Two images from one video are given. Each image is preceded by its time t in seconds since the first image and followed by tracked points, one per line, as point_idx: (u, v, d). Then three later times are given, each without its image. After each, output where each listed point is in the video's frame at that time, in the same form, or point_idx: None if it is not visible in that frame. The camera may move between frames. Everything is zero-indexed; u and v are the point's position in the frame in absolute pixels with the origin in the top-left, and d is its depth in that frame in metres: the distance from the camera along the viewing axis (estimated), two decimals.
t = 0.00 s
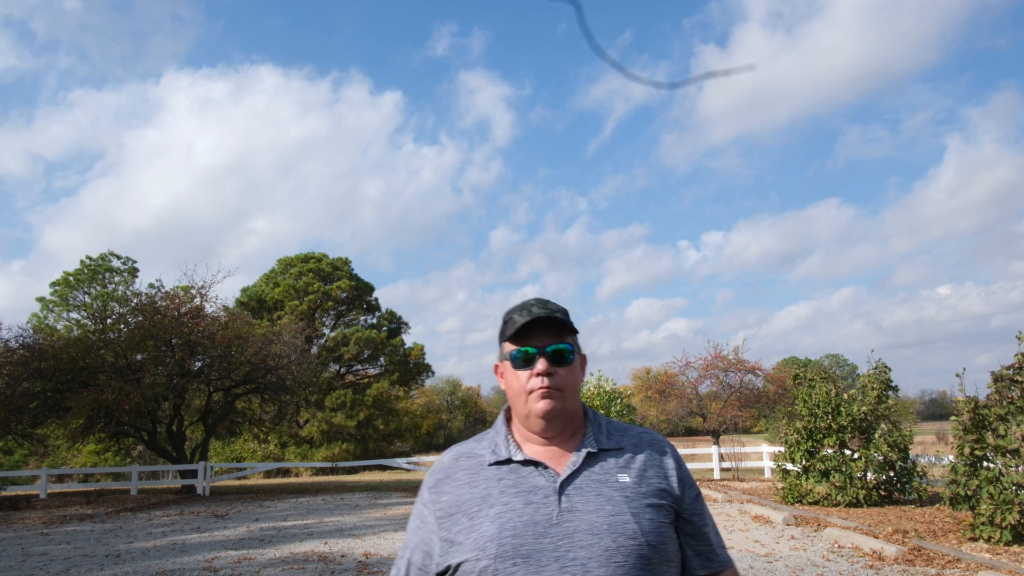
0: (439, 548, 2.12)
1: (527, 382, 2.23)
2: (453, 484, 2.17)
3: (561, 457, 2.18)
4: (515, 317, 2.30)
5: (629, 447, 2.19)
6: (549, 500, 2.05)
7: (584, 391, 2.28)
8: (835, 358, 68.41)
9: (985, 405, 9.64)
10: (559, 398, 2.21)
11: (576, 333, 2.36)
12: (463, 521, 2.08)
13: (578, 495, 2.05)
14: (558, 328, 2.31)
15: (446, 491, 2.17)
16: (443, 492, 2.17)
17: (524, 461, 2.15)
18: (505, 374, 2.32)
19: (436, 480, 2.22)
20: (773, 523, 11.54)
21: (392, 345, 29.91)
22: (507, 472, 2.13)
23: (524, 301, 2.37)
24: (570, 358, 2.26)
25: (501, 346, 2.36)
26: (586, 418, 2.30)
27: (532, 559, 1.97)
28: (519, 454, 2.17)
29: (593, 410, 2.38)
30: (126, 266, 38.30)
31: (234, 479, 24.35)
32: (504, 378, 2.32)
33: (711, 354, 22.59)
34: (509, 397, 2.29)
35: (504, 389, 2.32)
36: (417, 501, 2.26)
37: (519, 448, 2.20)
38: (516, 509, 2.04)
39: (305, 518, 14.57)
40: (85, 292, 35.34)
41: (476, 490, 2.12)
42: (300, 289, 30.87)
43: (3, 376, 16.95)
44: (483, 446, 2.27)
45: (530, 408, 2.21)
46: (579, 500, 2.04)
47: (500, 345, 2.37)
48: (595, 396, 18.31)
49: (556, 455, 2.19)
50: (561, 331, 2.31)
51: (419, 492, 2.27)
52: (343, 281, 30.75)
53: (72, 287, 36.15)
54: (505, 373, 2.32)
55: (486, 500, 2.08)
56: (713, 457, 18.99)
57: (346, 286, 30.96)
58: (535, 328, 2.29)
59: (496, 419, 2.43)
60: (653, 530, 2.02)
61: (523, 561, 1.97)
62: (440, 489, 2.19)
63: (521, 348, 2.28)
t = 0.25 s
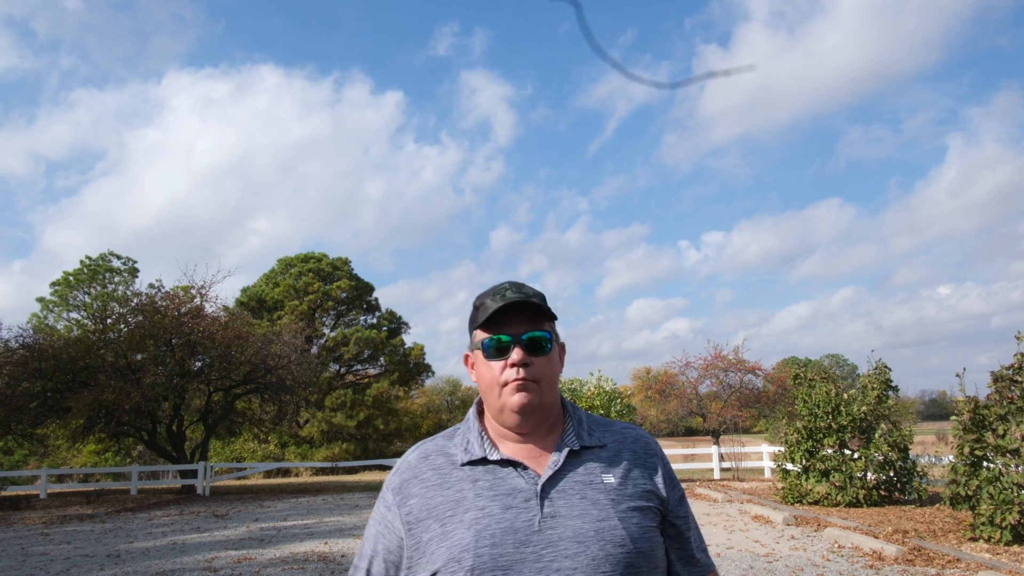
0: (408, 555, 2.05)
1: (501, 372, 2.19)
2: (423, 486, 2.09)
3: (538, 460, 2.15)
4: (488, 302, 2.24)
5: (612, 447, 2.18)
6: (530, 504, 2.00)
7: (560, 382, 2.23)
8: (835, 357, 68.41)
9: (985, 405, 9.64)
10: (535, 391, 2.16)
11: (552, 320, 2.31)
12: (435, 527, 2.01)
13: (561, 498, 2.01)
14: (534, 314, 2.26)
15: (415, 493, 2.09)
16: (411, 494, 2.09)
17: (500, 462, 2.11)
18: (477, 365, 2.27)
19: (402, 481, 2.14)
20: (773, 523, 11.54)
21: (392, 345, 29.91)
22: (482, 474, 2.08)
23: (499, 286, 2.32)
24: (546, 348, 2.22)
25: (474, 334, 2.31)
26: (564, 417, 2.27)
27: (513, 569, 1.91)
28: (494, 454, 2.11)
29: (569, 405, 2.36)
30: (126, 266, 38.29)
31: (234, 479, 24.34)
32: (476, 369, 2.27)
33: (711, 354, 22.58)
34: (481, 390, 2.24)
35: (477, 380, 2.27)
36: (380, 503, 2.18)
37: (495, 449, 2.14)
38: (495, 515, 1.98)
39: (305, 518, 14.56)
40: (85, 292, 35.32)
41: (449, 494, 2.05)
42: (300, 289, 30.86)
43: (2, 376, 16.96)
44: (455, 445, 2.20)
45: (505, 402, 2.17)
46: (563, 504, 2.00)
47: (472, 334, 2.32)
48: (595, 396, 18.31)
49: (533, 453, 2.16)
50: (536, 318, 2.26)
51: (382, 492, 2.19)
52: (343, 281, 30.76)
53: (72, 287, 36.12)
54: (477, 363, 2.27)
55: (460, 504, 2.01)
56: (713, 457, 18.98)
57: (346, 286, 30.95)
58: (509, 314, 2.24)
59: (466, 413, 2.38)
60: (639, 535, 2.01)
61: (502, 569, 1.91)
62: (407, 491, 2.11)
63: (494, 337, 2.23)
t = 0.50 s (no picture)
0: (403, 566, 1.97)
1: (501, 369, 2.12)
2: (418, 493, 2.01)
3: (543, 465, 2.05)
4: (488, 294, 2.19)
5: (623, 451, 2.07)
6: (534, 514, 1.90)
7: (566, 379, 2.16)
8: (835, 357, 68.42)
9: (985, 405, 9.63)
10: (538, 389, 2.09)
11: (555, 314, 2.26)
12: (431, 538, 1.92)
13: (569, 507, 1.91)
14: (536, 307, 2.21)
15: (409, 501, 2.01)
16: (406, 502, 2.01)
17: (502, 467, 2.01)
18: (476, 363, 2.20)
19: (397, 487, 2.07)
20: (773, 523, 11.53)
21: (392, 345, 29.91)
22: (482, 480, 1.98)
23: (497, 276, 2.26)
24: (549, 343, 2.15)
25: (472, 329, 2.25)
26: (570, 418, 2.19)
27: None
28: (495, 459, 2.02)
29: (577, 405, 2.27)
30: (126, 266, 38.32)
31: (234, 479, 24.35)
32: (475, 366, 2.21)
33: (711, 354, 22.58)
34: (481, 389, 2.17)
35: (476, 379, 2.20)
36: (375, 509, 2.11)
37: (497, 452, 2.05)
38: (496, 525, 1.88)
39: (305, 518, 14.57)
40: (86, 292, 35.35)
41: (447, 502, 1.96)
42: (300, 289, 30.87)
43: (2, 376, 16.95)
44: (453, 448, 2.11)
45: (506, 401, 2.09)
46: (569, 513, 1.90)
47: (471, 329, 2.26)
48: (595, 396, 18.32)
49: (536, 457, 2.07)
50: (538, 313, 2.20)
51: (377, 497, 2.12)
52: (343, 281, 30.75)
53: (73, 287, 36.15)
54: (476, 361, 2.20)
55: (459, 513, 1.93)
56: (713, 457, 18.97)
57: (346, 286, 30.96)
58: (509, 305, 2.19)
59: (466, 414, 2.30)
60: (654, 548, 1.90)
61: None
62: (401, 498, 2.03)
63: (494, 331, 2.17)
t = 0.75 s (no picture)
0: (423, 566, 1.96)
1: (534, 361, 2.04)
2: (442, 490, 1.99)
3: (578, 467, 1.99)
4: (520, 279, 2.11)
5: (668, 456, 1.98)
6: (563, 519, 1.85)
7: (603, 372, 2.07)
8: (835, 358, 68.44)
9: (985, 405, 9.64)
10: (574, 383, 2.01)
11: (592, 303, 2.17)
12: (452, 538, 1.90)
13: (602, 515, 1.85)
14: (572, 296, 2.12)
15: (432, 499, 2.00)
16: (428, 500, 2.00)
17: (531, 466, 1.96)
18: (507, 355, 2.13)
19: (421, 483, 2.05)
20: (773, 523, 11.54)
21: (392, 345, 29.90)
22: (509, 479, 1.95)
23: (530, 261, 2.17)
24: (585, 333, 2.07)
25: (504, 318, 2.17)
26: (608, 418, 2.11)
27: None
28: (525, 458, 1.97)
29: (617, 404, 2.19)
30: (125, 266, 38.32)
31: (234, 479, 24.34)
32: (507, 358, 2.13)
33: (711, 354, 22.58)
34: (513, 383, 2.09)
35: (507, 372, 2.13)
36: (399, 504, 2.10)
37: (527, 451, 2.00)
38: (522, 528, 1.84)
39: (305, 518, 14.56)
40: (85, 292, 35.34)
41: (471, 501, 1.93)
42: (300, 289, 30.88)
43: (3, 376, 16.95)
44: (480, 444, 2.08)
45: (539, 395, 2.02)
46: (603, 521, 1.84)
47: (502, 319, 2.18)
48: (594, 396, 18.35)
49: (571, 459, 2.01)
50: (575, 301, 2.12)
51: (402, 492, 2.11)
52: (343, 281, 30.75)
53: (72, 287, 36.15)
54: (508, 352, 2.13)
55: (482, 513, 1.90)
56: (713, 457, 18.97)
57: (346, 286, 30.95)
58: (544, 293, 2.12)
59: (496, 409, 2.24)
60: (695, 562, 1.83)
61: None
62: (424, 496, 2.02)
63: (527, 321, 2.09)
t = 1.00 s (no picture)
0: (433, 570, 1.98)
1: (553, 353, 2.05)
2: (454, 492, 2.01)
3: (596, 470, 1.97)
4: (538, 266, 2.10)
5: (696, 458, 1.94)
6: (577, 525, 1.82)
7: (625, 364, 2.06)
8: (835, 357, 68.43)
9: (985, 405, 9.65)
10: (594, 376, 2.00)
11: (615, 289, 2.15)
12: (461, 542, 1.91)
13: (619, 520, 1.82)
14: (593, 283, 2.12)
15: (443, 500, 2.02)
16: (440, 503, 2.02)
17: (545, 468, 1.96)
18: (526, 346, 2.13)
19: (434, 484, 2.08)
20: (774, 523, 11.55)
21: (391, 345, 29.89)
22: (521, 481, 1.95)
23: (550, 246, 2.16)
24: (606, 322, 2.06)
25: (523, 307, 2.18)
26: (629, 416, 2.10)
27: None
28: (540, 459, 1.98)
29: (643, 399, 2.17)
30: (125, 266, 38.32)
31: (235, 479, 24.34)
32: (526, 349, 2.14)
33: (711, 354, 22.58)
34: (531, 375, 2.10)
35: (526, 363, 2.13)
36: (413, 505, 2.14)
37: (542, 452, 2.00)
38: (533, 533, 1.83)
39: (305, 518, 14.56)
40: (85, 292, 35.33)
41: (482, 505, 1.94)
42: (299, 289, 30.88)
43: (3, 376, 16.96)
44: (494, 443, 2.10)
45: (557, 389, 2.02)
46: (619, 528, 1.80)
47: (521, 308, 2.19)
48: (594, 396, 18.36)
49: (591, 458, 2.00)
50: (596, 290, 2.11)
51: (416, 493, 2.14)
52: (343, 281, 30.74)
53: (72, 287, 36.13)
54: (526, 342, 2.14)
55: (493, 517, 1.90)
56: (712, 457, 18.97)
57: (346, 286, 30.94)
58: (563, 279, 2.12)
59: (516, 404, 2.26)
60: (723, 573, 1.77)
61: None
62: (436, 498, 2.05)
63: (546, 311, 2.10)
